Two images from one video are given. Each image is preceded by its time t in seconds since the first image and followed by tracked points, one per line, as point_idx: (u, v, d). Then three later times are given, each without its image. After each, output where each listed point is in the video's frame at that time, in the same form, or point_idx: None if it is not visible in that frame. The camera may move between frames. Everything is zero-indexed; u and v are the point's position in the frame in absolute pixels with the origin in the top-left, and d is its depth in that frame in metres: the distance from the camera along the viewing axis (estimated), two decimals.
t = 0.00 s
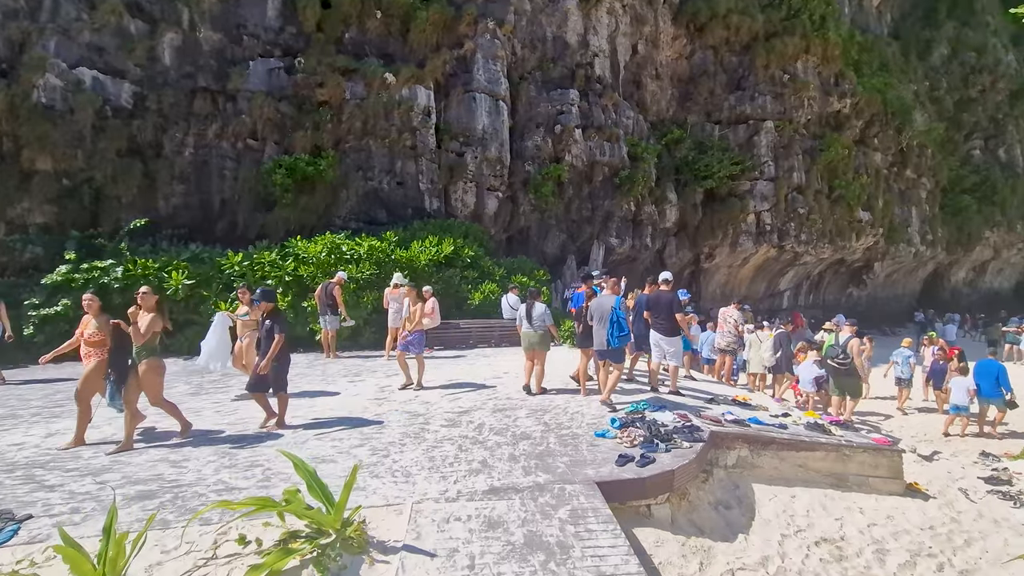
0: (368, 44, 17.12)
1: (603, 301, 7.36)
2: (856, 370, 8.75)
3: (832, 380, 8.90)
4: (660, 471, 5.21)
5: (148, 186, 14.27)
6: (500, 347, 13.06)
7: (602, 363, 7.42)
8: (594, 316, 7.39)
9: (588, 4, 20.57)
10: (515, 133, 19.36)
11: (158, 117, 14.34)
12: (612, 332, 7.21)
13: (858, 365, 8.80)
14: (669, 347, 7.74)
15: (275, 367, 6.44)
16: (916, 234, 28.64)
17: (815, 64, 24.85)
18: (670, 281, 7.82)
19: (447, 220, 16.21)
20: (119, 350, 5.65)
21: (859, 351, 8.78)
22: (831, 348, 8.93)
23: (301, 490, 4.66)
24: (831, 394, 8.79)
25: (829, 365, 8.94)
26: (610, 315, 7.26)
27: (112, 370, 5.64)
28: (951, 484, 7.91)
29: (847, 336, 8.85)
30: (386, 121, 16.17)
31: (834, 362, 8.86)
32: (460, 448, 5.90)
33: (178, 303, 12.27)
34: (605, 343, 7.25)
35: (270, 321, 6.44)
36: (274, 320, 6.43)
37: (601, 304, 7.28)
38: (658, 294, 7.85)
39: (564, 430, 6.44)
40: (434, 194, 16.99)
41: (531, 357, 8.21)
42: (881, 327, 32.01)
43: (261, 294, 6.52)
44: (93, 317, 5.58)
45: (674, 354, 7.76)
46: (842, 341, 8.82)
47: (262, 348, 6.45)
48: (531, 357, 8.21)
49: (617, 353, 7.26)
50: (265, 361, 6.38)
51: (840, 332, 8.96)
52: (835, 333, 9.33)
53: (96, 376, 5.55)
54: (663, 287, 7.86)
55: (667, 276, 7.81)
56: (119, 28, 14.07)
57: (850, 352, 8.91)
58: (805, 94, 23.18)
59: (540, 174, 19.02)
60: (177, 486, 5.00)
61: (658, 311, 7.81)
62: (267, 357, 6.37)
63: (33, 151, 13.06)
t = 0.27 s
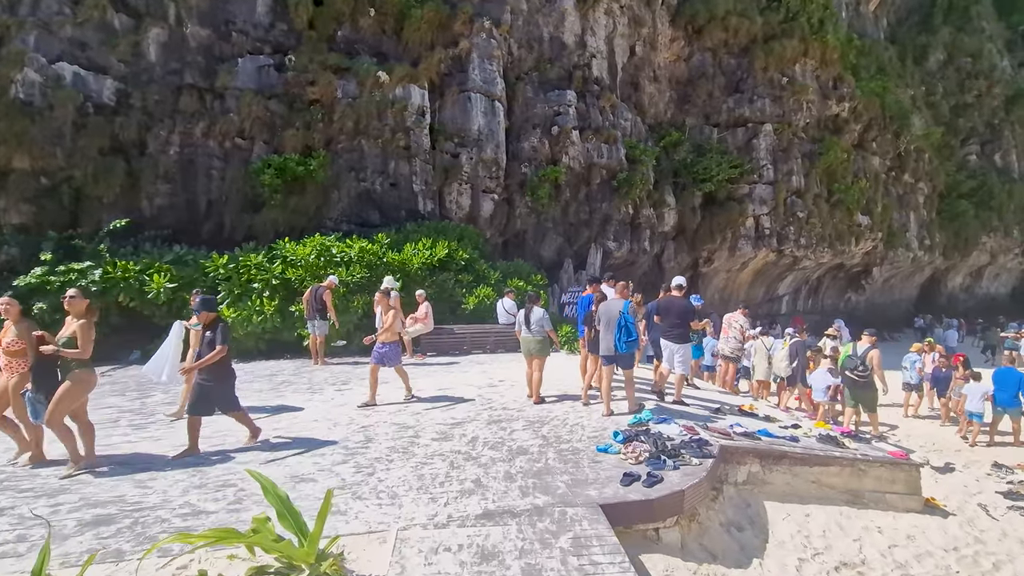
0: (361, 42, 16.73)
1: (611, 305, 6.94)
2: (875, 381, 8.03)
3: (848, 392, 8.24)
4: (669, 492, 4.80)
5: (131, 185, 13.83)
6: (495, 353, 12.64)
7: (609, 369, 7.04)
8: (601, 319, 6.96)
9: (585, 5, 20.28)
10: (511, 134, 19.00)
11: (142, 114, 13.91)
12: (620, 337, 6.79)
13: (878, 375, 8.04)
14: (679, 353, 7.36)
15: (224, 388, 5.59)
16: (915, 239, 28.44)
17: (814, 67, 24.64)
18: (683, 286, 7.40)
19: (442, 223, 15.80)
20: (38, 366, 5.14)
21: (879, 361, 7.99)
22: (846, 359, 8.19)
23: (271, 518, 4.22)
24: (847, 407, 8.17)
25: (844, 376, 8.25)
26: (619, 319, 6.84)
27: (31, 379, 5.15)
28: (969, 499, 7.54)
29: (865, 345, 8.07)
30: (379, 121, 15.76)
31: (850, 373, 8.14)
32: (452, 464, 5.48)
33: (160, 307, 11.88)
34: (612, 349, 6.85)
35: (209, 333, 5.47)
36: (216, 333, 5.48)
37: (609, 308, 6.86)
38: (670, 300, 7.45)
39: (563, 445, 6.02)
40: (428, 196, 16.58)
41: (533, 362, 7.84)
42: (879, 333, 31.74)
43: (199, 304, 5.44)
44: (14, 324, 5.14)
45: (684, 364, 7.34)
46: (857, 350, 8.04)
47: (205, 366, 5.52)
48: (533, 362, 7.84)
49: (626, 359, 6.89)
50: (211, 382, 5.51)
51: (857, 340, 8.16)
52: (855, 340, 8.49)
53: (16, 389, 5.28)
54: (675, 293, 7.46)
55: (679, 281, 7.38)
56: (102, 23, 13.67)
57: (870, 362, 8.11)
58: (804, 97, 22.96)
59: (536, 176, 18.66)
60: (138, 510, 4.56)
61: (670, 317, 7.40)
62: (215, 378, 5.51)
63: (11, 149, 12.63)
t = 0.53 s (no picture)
0: (355, 37, 16.34)
1: (626, 306, 6.77)
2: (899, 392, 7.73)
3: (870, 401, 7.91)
4: (682, 507, 4.41)
5: (114, 181, 13.41)
6: (491, 355, 12.24)
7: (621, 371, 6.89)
8: (616, 321, 6.82)
9: (583, 2, 19.97)
10: (508, 132, 18.65)
11: (126, 108, 13.49)
12: (633, 340, 6.64)
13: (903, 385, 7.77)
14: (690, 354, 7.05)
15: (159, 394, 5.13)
16: (913, 242, 28.25)
17: (812, 68, 24.44)
18: (693, 285, 7.07)
19: (436, 221, 15.39)
20: None
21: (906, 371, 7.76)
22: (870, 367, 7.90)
23: (239, 540, 3.81)
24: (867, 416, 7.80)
25: (867, 385, 7.96)
26: (632, 321, 6.69)
27: None
28: (988, 509, 7.21)
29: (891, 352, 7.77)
30: (372, 117, 15.36)
31: (874, 382, 7.83)
32: (445, 475, 5.08)
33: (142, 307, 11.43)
34: (625, 350, 6.70)
35: (142, 334, 5.13)
36: (150, 334, 5.17)
37: (624, 310, 6.69)
38: (679, 299, 7.09)
39: (564, 453, 5.63)
40: (423, 194, 16.18)
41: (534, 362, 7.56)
42: (877, 335, 31.52)
43: (128, 302, 5.03)
44: None
45: (692, 366, 7.11)
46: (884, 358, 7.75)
47: (136, 372, 5.07)
48: (534, 361, 7.58)
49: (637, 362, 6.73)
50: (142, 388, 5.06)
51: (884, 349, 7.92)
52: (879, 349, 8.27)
53: None
54: (683, 292, 7.08)
55: (689, 281, 7.05)
56: (85, 13, 13.29)
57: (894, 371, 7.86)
58: (803, 98, 22.75)
59: (533, 175, 18.31)
60: (97, 528, 4.13)
61: (679, 318, 7.07)
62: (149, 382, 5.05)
63: None
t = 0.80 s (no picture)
0: (347, 32, 15.93)
1: (637, 306, 6.51)
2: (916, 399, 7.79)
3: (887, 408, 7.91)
4: (697, 530, 4.04)
5: (95, 178, 12.97)
6: (486, 360, 11.84)
7: (632, 375, 6.59)
8: (626, 322, 6.54)
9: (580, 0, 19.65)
10: (504, 131, 18.28)
11: (109, 103, 13.05)
12: (646, 342, 6.36)
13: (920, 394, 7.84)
14: (699, 361, 6.72)
15: (68, 418, 4.29)
16: (910, 244, 28.07)
17: (811, 69, 24.22)
18: (699, 288, 6.75)
19: (430, 221, 14.99)
20: None
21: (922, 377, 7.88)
22: (889, 374, 7.92)
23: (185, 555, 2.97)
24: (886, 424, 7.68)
25: (884, 392, 7.97)
26: (645, 322, 6.39)
27: None
28: (1008, 523, 6.90)
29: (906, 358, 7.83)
30: (364, 114, 14.96)
31: (892, 389, 7.84)
32: (436, 492, 4.68)
33: (122, 309, 10.98)
34: (637, 353, 6.42)
35: (54, 346, 4.34)
36: (63, 347, 4.36)
37: (636, 310, 6.41)
38: (684, 302, 6.75)
39: (565, 467, 5.24)
40: (416, 194, 15.79)
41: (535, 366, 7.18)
42: (875, 339, 31.33)
43: (32, 310, 4.26)
44: None
45: (701, 372, 6.75)
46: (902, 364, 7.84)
47: (45, 391, 4.29)
48: (536, 365, 7.18)
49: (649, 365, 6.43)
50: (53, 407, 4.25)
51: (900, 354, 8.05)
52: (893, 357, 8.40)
53: None
54: (689, 295, 6.75)
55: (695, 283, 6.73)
56: (66, 5, 12.94)
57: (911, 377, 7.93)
58: (801, 99, 22.57)
59: (530, 175, 17.94)
60: (49, 556, 3.71)
61: (685, 322, 6.73)
62: (57, 403, 4.24)
63: None
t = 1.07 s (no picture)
0: (336, 25, 15.50)
1: (642, 306, 6.21)
2: (933, 403, 7.45)
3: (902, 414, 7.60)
4: (710, 552, 3.66)
5: (71, 172, 12.57)
6: (479, 362, 11.43)
7: (639, 380, 6.21)
8: (629, 323, 6.23)
9: None
10: (498, 128, 17.90)
11: (86, 94, 12.63)
12: (652, 343, 6.00)
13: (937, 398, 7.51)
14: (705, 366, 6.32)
15: None
16: (905, 246, 27.94)
17: (807, 69, 23.98)
18: (703, 288, 6.42)
19: (422, 219, 14.57)
20: None
21: (938, 380, 7.51)
22: (901, 379, 7.59)
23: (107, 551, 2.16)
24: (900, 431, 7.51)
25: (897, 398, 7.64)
26: (651, 322, 6.07)
27: None
28: None
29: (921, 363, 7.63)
30: (354, 109, 14.53)
31: (906, 394, 7.52)
32: (422, 509, 4.27)
33: (97, 309, 10.53)
34: (642, 354, 6.05)
35: None
36: None
37: (640, 310, 6.10)
38: (688, 303, 6.40)
39: (562, 480, 4.85)
40: (408, 191, 15.37)
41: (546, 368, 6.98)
42: (870, 341, 31.19)
43: None
44: None
45: (708, 377, 6.33)
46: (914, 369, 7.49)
47: None
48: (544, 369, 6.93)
49: (655, 368, 6.09)
50: None
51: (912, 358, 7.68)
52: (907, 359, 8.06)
53: None
54: (693, 295, 6.43)
55: (700, 283, 6.41)
56: None
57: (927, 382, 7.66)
58: (798, 99, 22.37)
59: (524, 173, 17.57)
60: None
61: (690, 324, 6.38)
62: None
63: None
